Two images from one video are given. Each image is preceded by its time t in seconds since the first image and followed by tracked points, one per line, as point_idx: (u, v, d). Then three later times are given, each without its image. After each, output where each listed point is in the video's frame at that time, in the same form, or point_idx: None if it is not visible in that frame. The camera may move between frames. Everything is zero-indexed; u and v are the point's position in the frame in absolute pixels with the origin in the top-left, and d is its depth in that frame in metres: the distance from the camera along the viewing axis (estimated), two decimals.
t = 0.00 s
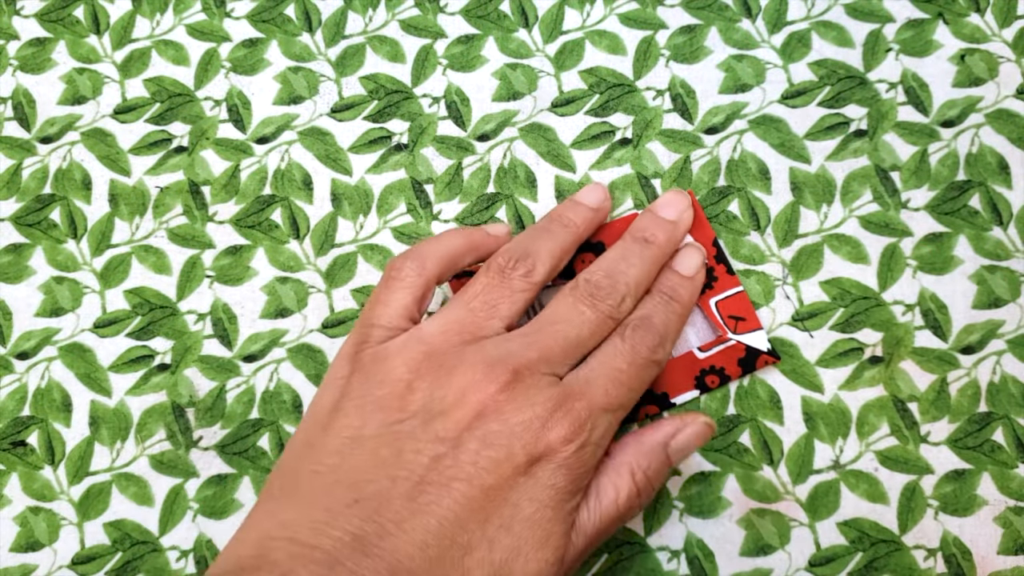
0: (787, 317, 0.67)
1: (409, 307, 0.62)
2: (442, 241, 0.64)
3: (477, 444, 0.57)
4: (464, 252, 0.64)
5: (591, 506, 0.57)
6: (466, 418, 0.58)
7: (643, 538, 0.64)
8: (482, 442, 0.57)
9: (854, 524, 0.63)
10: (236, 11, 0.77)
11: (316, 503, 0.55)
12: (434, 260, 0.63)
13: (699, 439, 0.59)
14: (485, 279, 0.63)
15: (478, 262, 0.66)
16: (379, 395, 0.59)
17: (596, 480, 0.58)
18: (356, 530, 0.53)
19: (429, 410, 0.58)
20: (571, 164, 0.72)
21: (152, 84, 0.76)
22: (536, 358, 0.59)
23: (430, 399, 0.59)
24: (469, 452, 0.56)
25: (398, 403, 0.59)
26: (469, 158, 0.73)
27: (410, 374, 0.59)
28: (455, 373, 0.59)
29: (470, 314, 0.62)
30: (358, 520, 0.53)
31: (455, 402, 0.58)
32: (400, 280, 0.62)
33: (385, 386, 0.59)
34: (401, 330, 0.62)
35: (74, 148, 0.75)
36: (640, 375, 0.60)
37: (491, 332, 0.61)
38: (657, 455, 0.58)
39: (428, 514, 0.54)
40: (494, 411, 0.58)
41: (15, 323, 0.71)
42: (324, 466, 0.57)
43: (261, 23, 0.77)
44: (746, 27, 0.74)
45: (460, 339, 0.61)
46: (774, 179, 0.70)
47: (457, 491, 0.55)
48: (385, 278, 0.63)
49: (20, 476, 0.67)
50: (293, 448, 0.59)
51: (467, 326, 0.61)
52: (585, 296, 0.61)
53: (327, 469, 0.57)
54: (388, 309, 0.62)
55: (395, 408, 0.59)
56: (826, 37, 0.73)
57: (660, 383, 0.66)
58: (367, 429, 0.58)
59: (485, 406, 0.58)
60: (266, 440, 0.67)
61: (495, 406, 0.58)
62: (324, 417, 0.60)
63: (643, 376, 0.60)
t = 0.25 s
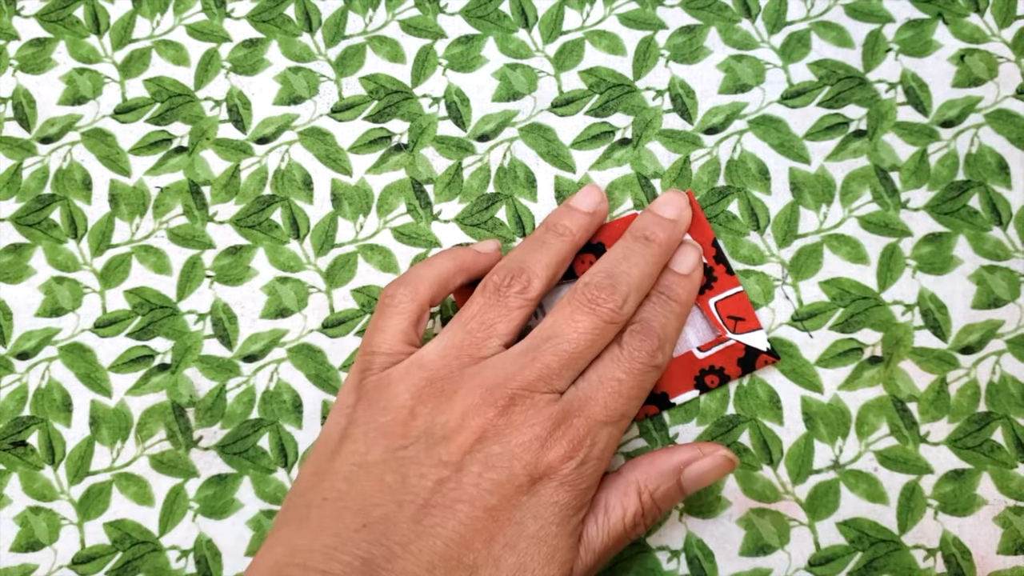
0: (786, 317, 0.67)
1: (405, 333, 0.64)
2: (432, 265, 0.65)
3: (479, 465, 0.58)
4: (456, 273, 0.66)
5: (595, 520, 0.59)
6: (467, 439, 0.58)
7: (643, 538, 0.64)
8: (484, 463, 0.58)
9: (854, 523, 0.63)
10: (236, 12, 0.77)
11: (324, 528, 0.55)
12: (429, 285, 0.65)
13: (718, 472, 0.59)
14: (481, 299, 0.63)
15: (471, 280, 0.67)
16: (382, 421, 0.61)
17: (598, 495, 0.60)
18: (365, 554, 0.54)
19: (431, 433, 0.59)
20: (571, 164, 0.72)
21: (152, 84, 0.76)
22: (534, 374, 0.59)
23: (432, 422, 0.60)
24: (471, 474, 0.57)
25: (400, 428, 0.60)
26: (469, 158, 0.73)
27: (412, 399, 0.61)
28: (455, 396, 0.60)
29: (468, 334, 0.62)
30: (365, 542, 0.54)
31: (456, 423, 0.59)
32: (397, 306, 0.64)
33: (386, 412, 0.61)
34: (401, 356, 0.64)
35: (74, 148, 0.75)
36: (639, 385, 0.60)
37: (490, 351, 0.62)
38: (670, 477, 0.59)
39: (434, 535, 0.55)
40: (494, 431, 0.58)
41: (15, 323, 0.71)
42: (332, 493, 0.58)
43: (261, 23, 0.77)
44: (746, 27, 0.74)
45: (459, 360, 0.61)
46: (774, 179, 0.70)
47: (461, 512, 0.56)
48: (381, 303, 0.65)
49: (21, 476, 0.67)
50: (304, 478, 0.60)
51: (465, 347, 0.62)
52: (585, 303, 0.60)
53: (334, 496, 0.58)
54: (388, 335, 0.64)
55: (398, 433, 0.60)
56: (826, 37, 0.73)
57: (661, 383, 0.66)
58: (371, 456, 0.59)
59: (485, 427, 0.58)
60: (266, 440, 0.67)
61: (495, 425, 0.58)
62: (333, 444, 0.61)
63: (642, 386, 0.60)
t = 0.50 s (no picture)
0: (787, 317, 0.67)
1: (402, 348, 0.65)
2: (425, 278, 0.66)
3: (475, 477, 0.59)
4: (450, 284, 0.66)
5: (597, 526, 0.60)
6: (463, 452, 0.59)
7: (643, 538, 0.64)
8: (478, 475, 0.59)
9: (854, 523, 0.63)
10: (236, 12, 0.77)
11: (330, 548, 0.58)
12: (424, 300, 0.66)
13: (722, 479, 0.58)
14: (477, 311, 0.64)
15: (466, 290, 0.68)
16: (383, 438, 0.62)
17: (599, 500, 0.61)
18: (366, 571, 0.56)
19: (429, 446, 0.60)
20: (571, 164, 0.72)
21: (152, 84, 0.76)
22: (526, 384, 0.59)
23: (430, 436, 0.60)
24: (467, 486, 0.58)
25: (401, 444, 0.61)
26: (469, 158, 0.73)
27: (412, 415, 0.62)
28: (450, 408, 0.61)
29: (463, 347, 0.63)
30: (366, 560, 0.57)
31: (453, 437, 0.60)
32: (393, 322, 0.65)
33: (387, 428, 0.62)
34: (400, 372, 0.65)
35: (75, 148, 0.75)
36: (635, 389, 0.60)
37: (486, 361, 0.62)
38: (673, 480, 0.59)
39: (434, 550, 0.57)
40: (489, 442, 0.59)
41: (15, 323, 0.71)
42: (338, 511, 0.60)
43: (261, 23, 0.77)
44: (746, 27, 0.74)
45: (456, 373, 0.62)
46: (774, 179, 0.70)
47: (458, 525, 0.57)
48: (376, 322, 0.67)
49: (21, 476, 0.67)
50: (313, 496, 0.62)
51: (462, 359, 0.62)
52: (575, 310, 0.61)
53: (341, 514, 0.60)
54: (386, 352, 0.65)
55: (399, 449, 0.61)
56: (826, 37, 0.73)
57: (661, 382, 0.66)
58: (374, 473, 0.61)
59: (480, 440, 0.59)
60: (266, 440, 0.67)
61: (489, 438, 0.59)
62: (340, 463, 0.63)
63: (639, 390, 0.60)
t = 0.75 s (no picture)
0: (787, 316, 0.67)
1: (394, 348, 0.65)
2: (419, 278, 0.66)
3: (468, 473, 0.60)
4: (442, 282, 0.66)
5: (593, 518, 0.61)
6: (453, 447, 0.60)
7: (643, 538, 0.64)
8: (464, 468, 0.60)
9: (854, 523, 0.63)
10: (236, 12, 0.77)
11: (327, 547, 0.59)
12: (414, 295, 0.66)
13: (719, 468, 0.59)
14: (468, 306, 0.65)
15: (459, 288, 0.68)
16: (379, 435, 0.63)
17: (594, 492, 0.62)
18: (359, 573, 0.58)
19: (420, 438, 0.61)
20: (571, 164, 0.72)
21: (152, 84, 0.76)
22: (514, 379, 0.61)
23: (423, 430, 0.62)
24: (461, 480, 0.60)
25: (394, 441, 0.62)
26: (469, 158, 0.73)
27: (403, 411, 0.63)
28: (442, 406, 0.62)
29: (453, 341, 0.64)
30: (361, 559, 0.59)
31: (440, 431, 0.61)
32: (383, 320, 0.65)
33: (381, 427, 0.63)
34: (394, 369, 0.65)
35: (75, 148, 0.75)
36: (629, 383, 0.60)
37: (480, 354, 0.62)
38: (669, 471, 0.59)
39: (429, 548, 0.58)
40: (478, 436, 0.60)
41: (15, 323, 0.71)
42: (335, 511, 0.61)
43: (261, 23, 0.77)
44: (746, 27, 0.74)
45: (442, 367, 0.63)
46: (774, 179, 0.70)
47: (452, 523, 0.59)
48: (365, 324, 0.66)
49: (21, 476, 0.67)
50: (310, 495, 0.63)
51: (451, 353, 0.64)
52: (566, 303, 0.62)
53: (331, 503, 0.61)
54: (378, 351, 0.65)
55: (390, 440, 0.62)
56: (826, 37, 0.73)
57: (661, 383, 0.66)
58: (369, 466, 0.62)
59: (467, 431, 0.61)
60: (266, 440, 0.67)
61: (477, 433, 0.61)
62: (338, 462, 0.63)
63: (632, 383, 0.61)
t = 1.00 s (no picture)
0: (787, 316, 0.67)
1: (375, 356, 0.65)
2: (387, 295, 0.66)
3: (453, 478, 0.60)
4: (420, 286, 0.66)
5: (585, 515, 0.61)
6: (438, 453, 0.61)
7: (643, 538, 0.64)
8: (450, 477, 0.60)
9: (854, 523, 0.63)
10: (236, 12, 0.77)
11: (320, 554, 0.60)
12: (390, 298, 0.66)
13: (709, 457, 0.59)
14: (438, 304, 0.64)
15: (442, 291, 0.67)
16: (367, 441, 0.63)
17: (586, 488, 0.62)
18: None
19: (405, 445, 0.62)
20: (572, 164, 0.72)
21: (152, 84, 0.76)
22: (491, 380, 0.60)
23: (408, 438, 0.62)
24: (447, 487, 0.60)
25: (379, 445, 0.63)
26: (469, 158, 0.73)
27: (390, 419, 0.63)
28: (424, 412, 0.62)
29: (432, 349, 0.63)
30: (353, 567, 0.59)
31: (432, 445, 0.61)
32: (366, 328, 0.65)
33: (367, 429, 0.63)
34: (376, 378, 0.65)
35: (75, 148, 0.75)
36: (619, 381, 0.60)
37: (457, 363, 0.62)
38: (661, 462, 0.60)
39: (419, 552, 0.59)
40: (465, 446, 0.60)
41: (15, 323, 0.71)
42: (327, 518, 0.61)
43: (261, 23, 0.77)
44: (746, 27, 0.74)
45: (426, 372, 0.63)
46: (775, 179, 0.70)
47: (441, 527, 0.59)
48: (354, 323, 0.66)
49: (21, 476, 0.67)
50: (305, 502, 0.63)
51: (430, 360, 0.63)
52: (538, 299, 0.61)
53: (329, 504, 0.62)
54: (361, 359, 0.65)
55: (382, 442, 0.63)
56: (826, 37, 0.73)
57: (661, 383, 0.66)
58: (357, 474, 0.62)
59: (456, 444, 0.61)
60: (266, 440, 0.67)
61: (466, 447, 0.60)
62: (329, 470, 0.64)
63: (625, 383, 0.60)
